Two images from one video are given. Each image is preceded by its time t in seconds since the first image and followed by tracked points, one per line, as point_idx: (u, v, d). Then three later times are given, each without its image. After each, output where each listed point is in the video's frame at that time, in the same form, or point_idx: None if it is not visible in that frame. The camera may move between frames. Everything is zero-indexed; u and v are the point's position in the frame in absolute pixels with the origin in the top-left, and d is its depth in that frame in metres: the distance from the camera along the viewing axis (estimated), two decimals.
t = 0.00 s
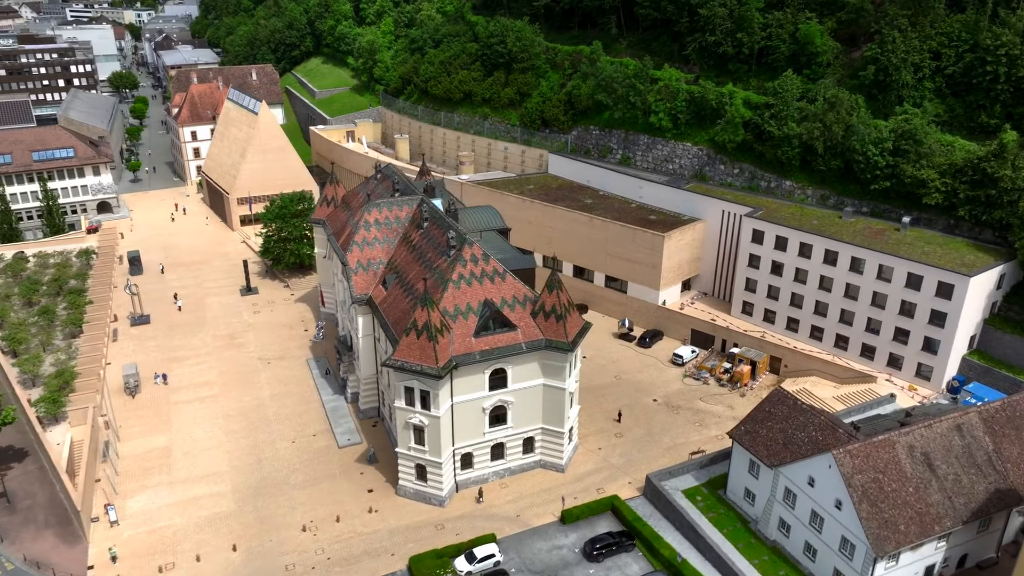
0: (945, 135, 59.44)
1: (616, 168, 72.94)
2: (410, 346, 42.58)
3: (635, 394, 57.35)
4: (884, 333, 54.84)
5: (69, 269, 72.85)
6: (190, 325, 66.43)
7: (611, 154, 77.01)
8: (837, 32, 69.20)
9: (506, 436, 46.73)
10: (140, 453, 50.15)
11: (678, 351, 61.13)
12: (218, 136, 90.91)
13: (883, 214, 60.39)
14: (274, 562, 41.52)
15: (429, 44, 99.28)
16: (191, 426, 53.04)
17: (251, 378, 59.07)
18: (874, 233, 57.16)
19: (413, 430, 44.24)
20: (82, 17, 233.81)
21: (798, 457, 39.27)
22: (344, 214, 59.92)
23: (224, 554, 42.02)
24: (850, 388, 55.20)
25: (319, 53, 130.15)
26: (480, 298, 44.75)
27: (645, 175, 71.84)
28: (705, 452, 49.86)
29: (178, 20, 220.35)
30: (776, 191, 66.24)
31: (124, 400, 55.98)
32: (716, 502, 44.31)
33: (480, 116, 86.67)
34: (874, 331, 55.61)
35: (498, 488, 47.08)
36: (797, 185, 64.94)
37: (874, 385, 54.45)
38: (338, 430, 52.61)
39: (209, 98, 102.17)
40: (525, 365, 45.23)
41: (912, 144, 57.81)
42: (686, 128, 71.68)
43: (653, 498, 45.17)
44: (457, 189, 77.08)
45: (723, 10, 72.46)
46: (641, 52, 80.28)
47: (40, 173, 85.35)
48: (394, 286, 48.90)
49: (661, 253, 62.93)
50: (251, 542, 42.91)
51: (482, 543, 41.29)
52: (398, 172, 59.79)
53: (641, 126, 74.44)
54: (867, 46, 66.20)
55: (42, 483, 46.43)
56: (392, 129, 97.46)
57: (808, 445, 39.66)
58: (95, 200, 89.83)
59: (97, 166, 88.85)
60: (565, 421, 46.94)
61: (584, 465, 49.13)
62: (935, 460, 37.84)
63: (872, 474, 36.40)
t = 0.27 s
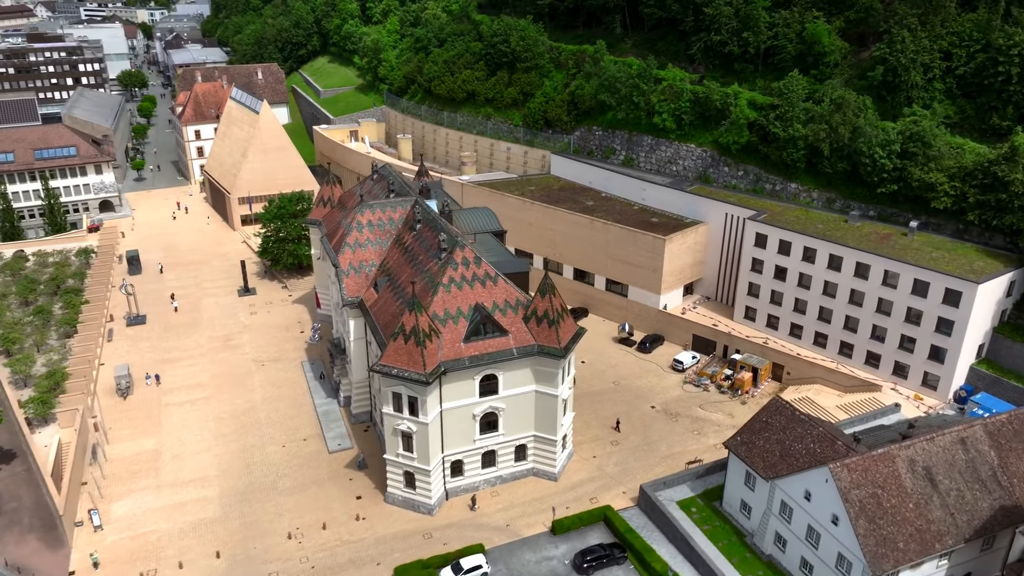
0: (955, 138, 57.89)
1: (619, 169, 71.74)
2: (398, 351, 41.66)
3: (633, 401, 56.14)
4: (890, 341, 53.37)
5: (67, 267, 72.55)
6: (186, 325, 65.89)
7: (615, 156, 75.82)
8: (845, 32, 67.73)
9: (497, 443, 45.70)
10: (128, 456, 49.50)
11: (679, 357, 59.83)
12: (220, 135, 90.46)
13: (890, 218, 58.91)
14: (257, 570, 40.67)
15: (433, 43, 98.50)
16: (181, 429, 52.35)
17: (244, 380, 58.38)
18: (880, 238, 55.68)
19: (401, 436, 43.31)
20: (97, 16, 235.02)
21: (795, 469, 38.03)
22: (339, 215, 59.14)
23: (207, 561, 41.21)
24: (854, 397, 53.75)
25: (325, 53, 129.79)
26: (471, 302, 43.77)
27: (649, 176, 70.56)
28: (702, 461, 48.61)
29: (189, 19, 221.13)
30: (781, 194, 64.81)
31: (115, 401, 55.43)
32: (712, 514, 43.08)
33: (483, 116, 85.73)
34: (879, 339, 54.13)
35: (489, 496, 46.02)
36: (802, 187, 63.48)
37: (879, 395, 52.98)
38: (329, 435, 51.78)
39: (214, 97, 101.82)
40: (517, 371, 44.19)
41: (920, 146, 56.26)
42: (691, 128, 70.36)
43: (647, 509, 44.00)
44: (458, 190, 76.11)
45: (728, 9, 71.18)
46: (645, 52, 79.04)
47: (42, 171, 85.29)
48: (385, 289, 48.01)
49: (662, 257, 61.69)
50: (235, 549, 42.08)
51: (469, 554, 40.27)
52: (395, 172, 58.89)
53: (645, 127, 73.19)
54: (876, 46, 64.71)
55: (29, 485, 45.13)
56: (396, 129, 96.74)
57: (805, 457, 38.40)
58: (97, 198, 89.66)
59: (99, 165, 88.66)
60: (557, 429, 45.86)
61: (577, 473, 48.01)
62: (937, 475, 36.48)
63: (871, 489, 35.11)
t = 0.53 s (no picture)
0: (972, 141, 55.95)
1: (626, 171, 70.31)
2: (386, 357, 40.63)
3: (634, 409, 54.72)
4: (900, 351, 51.56)
5: (70, 266, 72.40)
6: (185, 326, 65.40)
7: (622, 157, 74.34)
8: (860, 32, 65.89)
9: (489, 452, 44.54)
10: (118, 458, 48.91)
11: (682, 364, 58.33)
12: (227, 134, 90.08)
13: (903, 224, 57.05)
14: None
15: (442, 42, 97.59)
16: (174, 431, 51.69)
17: (240, 382, 57.68)
18: (892, 244, 53.86)
19: (390, 443, 42.27)
20: (116, 15, 236.83)
21: (794, 486, 36.55)
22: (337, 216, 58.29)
23: (191, 568, 40.40)
24: (862, 408, 52.00)
25: (338, 52, 129.44)
26: (463, 307, 42.69)
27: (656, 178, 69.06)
28: (702, 473, 47.14)
29: (207, 18, 222.13)
30: (791, 198, 63.07)
31: (110, 401, 54.97)
32: (709, 529, 41.62)
33: (490, 116, 84.63)
34: (889, 348, 52.34)
35: (480, 506, 44.87)
36: (813, 191, 61.69)
37: (888, 407, 51.20)
38: (321, 439, 50.89)
39: (223, 95, 101.54)
40: (509, 378, 43.03)
41: (935, 150, 54.34)
42: (700, 130, 68.75)
43: (642, 523, 42.63)
44: (462, 191, 75.04)
45: (740, 7, 69.53)
46: (655, 51, 77.50)
47: (49, 168, 85.41)
48: (377, 292, 47.03)
49: (667, 261, 60.22)
50: (220, 556, 41.24)
51: (456, 566, 39.12)
52: (394, 172, 57.97)
53: (653, 128, 71.66)
54: (891, 46, 62.82)
55: (16, 486, 44.65)
56: (404, 129, 95.93)
57: (805, 473, 36.91)
58: (104, 196, 89.69)
59: (106, 163, 88.66)
60: (552, 438, 44.62)
61: (573, 484, 46.73)
62: (943, 495, 34.84)
63: (872, 509, 33.59)
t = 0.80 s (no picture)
0: (989, 145, 54.05)
1: (633, 173, 68.83)
2: (373, 362, 39.59)
3: (635, 417, 53.34)
4: (911, 362, 49.71)
5: (73, 263, 72.30)
6: (185, 325, 64.99)
7: (630, 159, 72.85)
8: (876, 31, 64.03)
9: (481, 461, 43.42)
10: (109, 459, 48.38)
11: (686, 372, 56.82)
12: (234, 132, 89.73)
13: (917, 230, 55.16)
14: None
15: (452, 41, 96.65)
16: (166, 433, 51.12)
17: (236, 384, 57.04)
18: (904, 251, 52.01)
19: (378, 451, 41.26)
20: (137, 14, 238.55)
21: (792, 504, 35.08)
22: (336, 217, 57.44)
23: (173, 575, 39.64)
24: (870, 421, 50.25)
25: (350, 50, 129.10)
26: (454, 312, 41.56)
27: (663, 181, 67.51)
28: (701, 486, 45.69)
29: (226, 16, 223.08)
30: (801, 202, 61.29)
31: (104, 401, 54.54)
32: (705, 546, 40.17)
33: (498, 116, 83.52)
34: (899, 359, 50.54)
35: (471, 516, 43.76)
36: (824, 196, 59.88)
37: (898, 420, 49.41)
38: (314, 444, 50.06)
39: (233, 93, 101.32)
40: (501, 386, 41.88)
41: (951, 153, 52.45)
42: (709, 131, 67.10)
43: (637, 537, 41.29)
44: (467, 192, 73.96)
45: (752, 6, 67.84)
46: (666, 51, 75.93)
47: (58, 166, 85.56)
48: (370, 295, 46.05)
49: (672, 266, 58.75)
50: (203, 562, 40.45)
51: None
52: (393, 173, 57.02)
53: (662, 130, 70.11)
54: (908, 47, 60.92)
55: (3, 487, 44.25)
56: (413, 128, 95.12)
57: (804, 491, 35.44)
58: (112, 194, 89.76)
59: (114, 160, 88.66)
60: (545, 447, 43.42)
61: (567, 494, 45.48)
62: (949, 516, 33.19)
63: (871, 530, 32.09)
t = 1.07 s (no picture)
0: (1005, 148, 52.32)
1: (639, 175, 67.54)
2: (361, 367, 38.71)
3: (635, 425, 52.13)
4: (920, 373, 48.13)
5: (76, 262, 72.19)
6: (184, 326, 64.57)
7: (636, 160, 71.57)
8: (889, 31, 62.35)
9: (473, 469, 42.43)
10: (99, 461, 47.91)
11: (689, 379, 55.50)
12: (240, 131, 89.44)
13: (929, 236, 53.52)
14: None
15: (461, 40, 95.79)
16: (158, 435, 50.60)
17: (231, 385, 56.46)
18: (915, 258, 50.39)
19: (366, 458, 40.37)
20: (155, 12, 239.92)
21: (789, 521, 33.85)
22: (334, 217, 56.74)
23: None
24: (877, 433, 48.72)
25: (361, 49, 128.86)
26: (446, 317, 40.60)
27: (670, 183, 66.17)
28: (699, 498, 44.43)
29: (242, 15, 223.85)
30: (810, 206, 59.75)
31: (99, 402, 54.14)
32: (701, 561, 38.93)
33: (505, 116, 82.56)
34: (908, 370, 48.97)
35: (462, 525, 42.80)
36: (834, 200, 58.29)
37: (906, 432, 47.85)
38: (307, 448, 49.32)
39: (241, 92, 101.10)
40: (493, 393, 40.88)
41: (965, 157, 50.83)
42: (717, 133, 65.71)
43: (631, 550, 40.13)
44: (471, 193, 73.02)
45: (762, 5, 66.36)
46: (674, 50, 74.58)
47: (64, 164, 85.60)
48: (362, 298, 45.22)
49: (675, 270, 57.47)
50: (188, 569, 39.78)
51: None
52: (392, 174, 56.13)
53: (669, 131, 68.79)
54: (922, 46, 59.25)
55: None
56: (420, 128, 94.39)
57: (802, 507, 34.19)
58: (118, 192, 89.74)
59: (121, 159, 88.64)
60: (539, 456, 42.37)
61: (562, 504, 44.40)
62: (952, 537, 31.75)
63: (870, 550, 30.81)
